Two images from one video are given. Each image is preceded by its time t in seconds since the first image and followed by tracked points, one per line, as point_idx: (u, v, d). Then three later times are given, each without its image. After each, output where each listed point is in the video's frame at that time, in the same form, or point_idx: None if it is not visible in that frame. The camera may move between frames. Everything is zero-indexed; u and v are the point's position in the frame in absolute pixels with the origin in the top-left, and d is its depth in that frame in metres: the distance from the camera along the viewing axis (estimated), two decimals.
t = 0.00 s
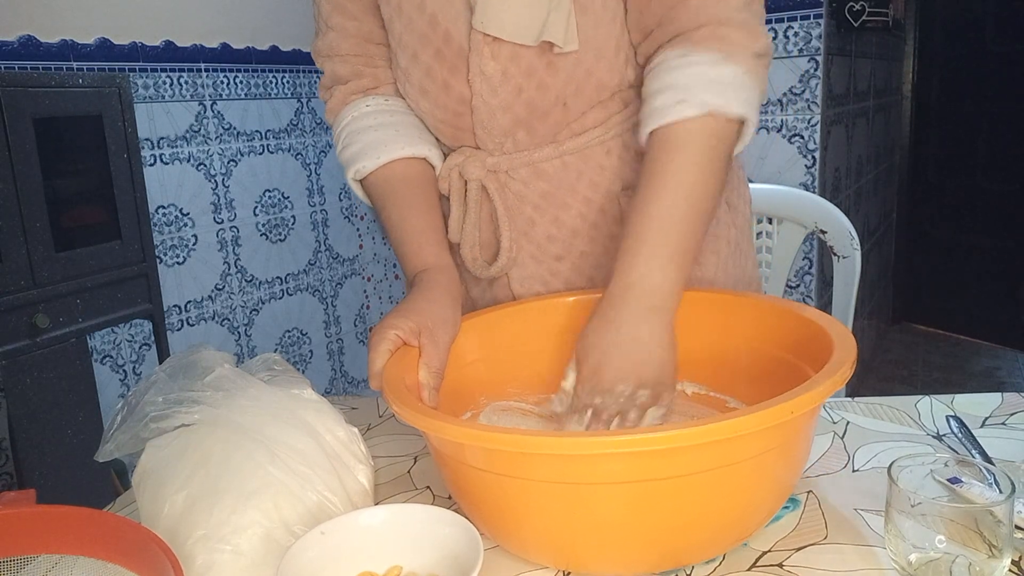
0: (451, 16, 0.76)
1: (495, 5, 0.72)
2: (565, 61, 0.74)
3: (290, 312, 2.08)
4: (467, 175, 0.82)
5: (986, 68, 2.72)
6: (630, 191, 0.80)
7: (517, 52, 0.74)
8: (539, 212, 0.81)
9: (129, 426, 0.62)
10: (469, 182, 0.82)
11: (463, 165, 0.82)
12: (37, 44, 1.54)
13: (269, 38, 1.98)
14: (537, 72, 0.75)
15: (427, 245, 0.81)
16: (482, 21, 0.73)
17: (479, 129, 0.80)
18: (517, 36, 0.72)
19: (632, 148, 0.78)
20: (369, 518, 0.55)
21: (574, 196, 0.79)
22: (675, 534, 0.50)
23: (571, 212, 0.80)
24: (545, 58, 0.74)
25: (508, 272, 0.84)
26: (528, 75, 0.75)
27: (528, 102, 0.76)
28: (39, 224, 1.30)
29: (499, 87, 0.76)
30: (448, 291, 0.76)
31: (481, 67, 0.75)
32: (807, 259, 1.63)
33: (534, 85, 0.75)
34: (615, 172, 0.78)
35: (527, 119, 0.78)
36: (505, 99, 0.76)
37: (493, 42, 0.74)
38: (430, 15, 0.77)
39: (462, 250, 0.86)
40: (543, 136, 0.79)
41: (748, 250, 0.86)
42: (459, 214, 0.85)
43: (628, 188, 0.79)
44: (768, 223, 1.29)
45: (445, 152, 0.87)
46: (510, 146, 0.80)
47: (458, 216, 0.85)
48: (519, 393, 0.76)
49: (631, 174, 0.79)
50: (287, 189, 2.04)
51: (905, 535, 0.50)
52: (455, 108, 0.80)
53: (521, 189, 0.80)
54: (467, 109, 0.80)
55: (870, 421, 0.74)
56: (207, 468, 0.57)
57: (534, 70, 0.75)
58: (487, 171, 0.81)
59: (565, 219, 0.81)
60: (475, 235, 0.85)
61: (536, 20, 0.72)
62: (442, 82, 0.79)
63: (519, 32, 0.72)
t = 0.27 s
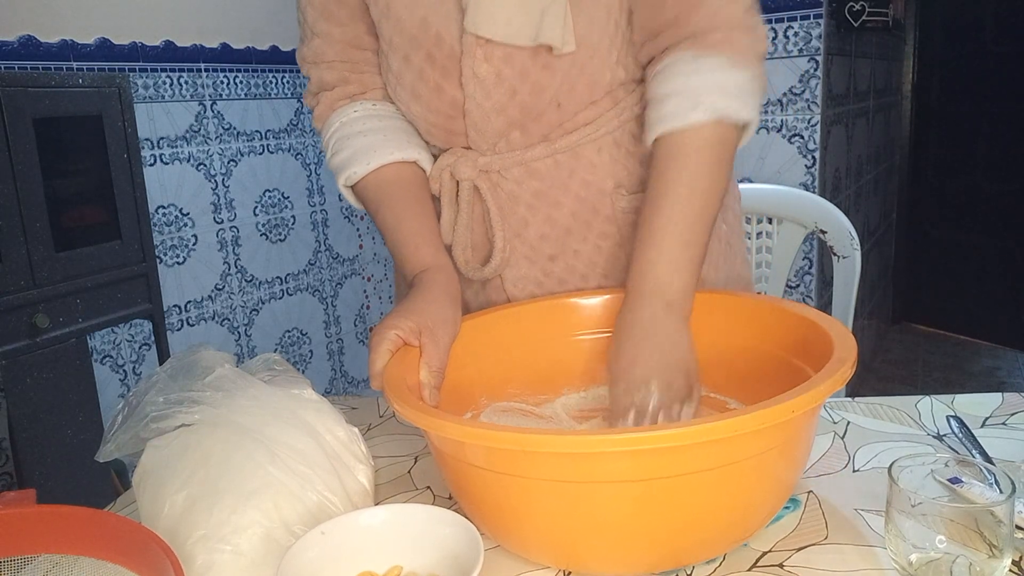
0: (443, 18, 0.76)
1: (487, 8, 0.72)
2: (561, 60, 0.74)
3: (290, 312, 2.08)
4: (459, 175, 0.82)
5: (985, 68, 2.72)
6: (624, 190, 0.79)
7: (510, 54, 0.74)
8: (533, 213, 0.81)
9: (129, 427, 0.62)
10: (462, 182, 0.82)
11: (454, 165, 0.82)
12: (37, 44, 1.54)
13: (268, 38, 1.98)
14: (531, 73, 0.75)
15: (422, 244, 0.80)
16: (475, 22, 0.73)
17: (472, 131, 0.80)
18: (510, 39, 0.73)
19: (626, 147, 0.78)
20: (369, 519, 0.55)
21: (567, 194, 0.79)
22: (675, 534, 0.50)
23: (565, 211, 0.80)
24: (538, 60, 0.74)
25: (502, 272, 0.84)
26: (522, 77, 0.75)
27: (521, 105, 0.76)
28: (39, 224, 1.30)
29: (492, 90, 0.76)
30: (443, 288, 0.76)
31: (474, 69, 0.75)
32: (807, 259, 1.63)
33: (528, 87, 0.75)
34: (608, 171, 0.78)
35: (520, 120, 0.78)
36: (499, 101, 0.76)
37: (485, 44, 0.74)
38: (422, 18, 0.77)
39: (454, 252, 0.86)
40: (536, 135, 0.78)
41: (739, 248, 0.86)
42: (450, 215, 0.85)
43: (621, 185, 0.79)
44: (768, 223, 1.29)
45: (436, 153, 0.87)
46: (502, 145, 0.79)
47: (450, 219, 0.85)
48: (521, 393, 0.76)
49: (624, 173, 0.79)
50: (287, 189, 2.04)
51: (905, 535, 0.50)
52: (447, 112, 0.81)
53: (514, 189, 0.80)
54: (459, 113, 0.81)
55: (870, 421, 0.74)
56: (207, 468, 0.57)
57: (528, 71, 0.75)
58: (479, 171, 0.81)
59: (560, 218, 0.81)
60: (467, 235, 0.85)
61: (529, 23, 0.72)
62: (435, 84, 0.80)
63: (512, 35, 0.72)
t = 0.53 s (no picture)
0: (433, 25, 0.77)
1: (477, 16, 0.73)
2: (555, 66, 0.74)
3: (290, 312, 2.08)
4: (452, 179, 0.81)
5: (985, 68, 2.71)
6: (618, 190, 0.80)
7: (504, 59, 0.74)
8: (528, 216, 0.81)
9: (129, 427, 0.62)
10: (454, 186, 0.82)
11: (447, 170, 0.82)
12: (37, 44, 1.54)
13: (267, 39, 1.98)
14: (525, 75, 0.75)
15: (419, 244, 0.79)
16: (466, 28, 0.73)
17: (465, 136, 0.80)
18: (500, 45, 0.73)
19: (620, 147, 0.79)
20: (369, 519, 0.55)
21: (562, 197, 0.79)
22: (676, 529, 0.50)
23: (560, 215, 0.80)
24: (533, 65, 0.74)
25: (497, 273, 0.83)
26: (516, 81, 0.75)
27: (517, 107, 0.76)
28: (39, 224, 1.30)
29: (487, 95, 0.76)
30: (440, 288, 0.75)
31: (468, 75, 0.75)
32: (807, 259, 1.63)
33: (523, 90, 0.76)
34: (603, 172, 0.79)
35: (515, 123, 0.78)
36: (493, 106, 0.76)
37: (478, 50, 0.74)
38: (411, 23, 0.77)
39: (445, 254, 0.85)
40: (531, 139, 0.78)
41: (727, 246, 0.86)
42: (442, 216, 0.84)
43: (616, 186, 0.79)
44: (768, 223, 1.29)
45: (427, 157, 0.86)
46: (496, 150, 0.79)
47: (442, 219, 0.84)
48: (521, 392, 0.76)
49: (618, 173, 0.79)
50: (287, 189, 2.04)
51: (906, 535, 0.50)
52: (439, 115, 0.81)
53: (509, 193, 0.80)
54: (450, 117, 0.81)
55: (870, 421, 0.74)
56: (206, 468, 0.57)
57: (523, 75, 0.75)
58: (473, 176, 0.81)
59: (555, 221, 0.80)
60: (459, 240, 0.84)
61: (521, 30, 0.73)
62: (425, 90, 0.80)
63: (502, 42, 0.73)
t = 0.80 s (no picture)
0: (415, 41, 0.76)
1: (461, 32, 0.72)
2: (539, 83, 0.74)
3: (290, 312, 2.09)
4: (447, 189, 0.82)
5: (985, 68, 2.71)
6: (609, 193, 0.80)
7: (488, 77, 0.74)
8: (523, 221, 0.81)
9: (129, 427, 0.62)
10: (449, 196, 0.82)
11: (441, 179, 0.82)
12: (37, 44, 1.54)
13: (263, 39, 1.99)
14: (510, 93, 0.74)
15: (416, 247, 0.79)
16: (448, 45, 0.73)
17: (454, 149, 0.80)
18: (478, 62, 0.73)
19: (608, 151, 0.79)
20: (370, 518, 0.55)
21: (557, 204, 0.80)
22: (676, 536, 0.50)
23: (555, 220, 0.80)
24: (519, 82, 0.74)
25: (493, 281, 0.83)
26: (501, 98, 0.75)
27: (505, 124, 0.76)
28: (39, 224, 1.30)
29: (474, 113, 0.76)
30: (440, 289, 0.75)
31: (453, 93, 0.75)
32: (807, 259, 1.63)
33: (509, 107, 0.75)
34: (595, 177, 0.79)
35: (505, 139, 0.78)
36: (480, 123, 0.76)
37: (462, 68, 0.74)
38: (394, 38, 0.77)
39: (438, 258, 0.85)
40: (522, 149, 0.79)
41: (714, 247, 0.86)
42: (436, 223, 0.85)
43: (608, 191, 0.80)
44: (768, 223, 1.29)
45: (418, 165, 0.86)
46: (489, 161, 0.80)
47: (437, 226, 0.85)
48: (523, 392, 0.77)
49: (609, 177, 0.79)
50: (287, 189, 2.04)
51: (906, 535, 0.50)
52: (427, 128, 0.81)
53: (504, 201, 0.80)
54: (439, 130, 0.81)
55: (870, 420, 0.74)
56: (207, 468, 0.57)
57: (507, 92, 0.74)
58: (467, 185, 0.81)
59: (550, 226, 0.81)
60: (453, 246, 0.84)
61: (503, 47, 0.72)
62: (411, 103, 0.79)
63: (482, 58, 0.72)
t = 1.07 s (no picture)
0: (409, 37, 0.76)
1: (457, 25, 0.72)
2: (538, 71, 0.74)
3: (290, 312, 2.09)
4: (439, 186, 0.81)
5: (986, 68, 2.72)
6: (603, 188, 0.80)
7: (486, 70, 0.74)
8: (517, 218, 0.81)
9: (129, 427, 0.62)
10: (441, 193, 0.81)
11: (434, 176, 0.82)
12: (37, 44, 1.54)
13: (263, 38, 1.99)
14: (508, 84, 0.75)
15: (416, 247, 0.79)
16: (448, 40, 0.72)
17: (449, 145, 0.80)
18: (479, 55, 0.72)
19: (603, 147, 0.78)
20: (370, 519, 0.55)
21: (551, 199, 0.80)
22: (678, 534, 0.50)
23: (549, 215, 0.80)
24: (517, 74, 0.74)
25: (488, 278, 0.84)
26: (500, 91, 0.75)
27: (502, 117, 0.76)
28: (39, 224, 1.30)
29: (471, 106, 0.76)
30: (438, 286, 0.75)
31: (450, 87, 0.75)
32: (807, 259, 1.63)
33: (508, 100, 0.75)
34: (589, 171, 0.79)
35: (502, 132, 0.78)
36: (478, 115, 0.76)
37: (459, 61, 0.74)
38: (388, 36, 0.76)
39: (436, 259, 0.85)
40: (517, 143, 0.78)
41: (714, 248, 0.86)
42: (432, 220, 0.84)
43: (603, 184, 0.80)
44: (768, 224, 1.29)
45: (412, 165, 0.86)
46: (483, 156, 0.79)
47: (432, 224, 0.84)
48: (523, 392, 0.76)
49: (604, 172, 0.79)
50: (287, 189, 2.04)
51: (906, 535, 0.50)
52: (422, 129, 0.81)
53: (497, 197, 0.80)
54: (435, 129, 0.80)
55: (870, 421, 0.74)
56: (207, 468, 0.57)
57: (506, 84, 0.75)
58: (461, 182, 0.81)
59: (544, 222, 0.81)
60: (449, 244, 0.84)
61: (502, 40, 0.72)
62: (405, 102, 0.79)
63: (482, 51, 0.72)
